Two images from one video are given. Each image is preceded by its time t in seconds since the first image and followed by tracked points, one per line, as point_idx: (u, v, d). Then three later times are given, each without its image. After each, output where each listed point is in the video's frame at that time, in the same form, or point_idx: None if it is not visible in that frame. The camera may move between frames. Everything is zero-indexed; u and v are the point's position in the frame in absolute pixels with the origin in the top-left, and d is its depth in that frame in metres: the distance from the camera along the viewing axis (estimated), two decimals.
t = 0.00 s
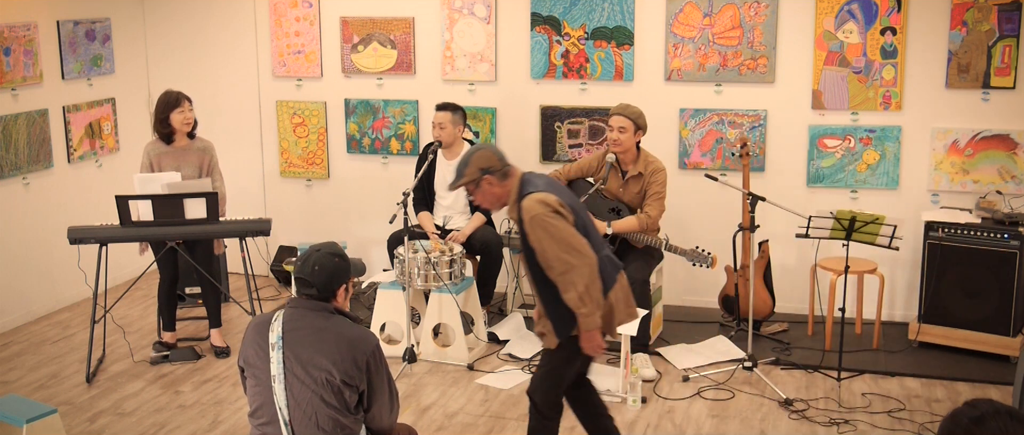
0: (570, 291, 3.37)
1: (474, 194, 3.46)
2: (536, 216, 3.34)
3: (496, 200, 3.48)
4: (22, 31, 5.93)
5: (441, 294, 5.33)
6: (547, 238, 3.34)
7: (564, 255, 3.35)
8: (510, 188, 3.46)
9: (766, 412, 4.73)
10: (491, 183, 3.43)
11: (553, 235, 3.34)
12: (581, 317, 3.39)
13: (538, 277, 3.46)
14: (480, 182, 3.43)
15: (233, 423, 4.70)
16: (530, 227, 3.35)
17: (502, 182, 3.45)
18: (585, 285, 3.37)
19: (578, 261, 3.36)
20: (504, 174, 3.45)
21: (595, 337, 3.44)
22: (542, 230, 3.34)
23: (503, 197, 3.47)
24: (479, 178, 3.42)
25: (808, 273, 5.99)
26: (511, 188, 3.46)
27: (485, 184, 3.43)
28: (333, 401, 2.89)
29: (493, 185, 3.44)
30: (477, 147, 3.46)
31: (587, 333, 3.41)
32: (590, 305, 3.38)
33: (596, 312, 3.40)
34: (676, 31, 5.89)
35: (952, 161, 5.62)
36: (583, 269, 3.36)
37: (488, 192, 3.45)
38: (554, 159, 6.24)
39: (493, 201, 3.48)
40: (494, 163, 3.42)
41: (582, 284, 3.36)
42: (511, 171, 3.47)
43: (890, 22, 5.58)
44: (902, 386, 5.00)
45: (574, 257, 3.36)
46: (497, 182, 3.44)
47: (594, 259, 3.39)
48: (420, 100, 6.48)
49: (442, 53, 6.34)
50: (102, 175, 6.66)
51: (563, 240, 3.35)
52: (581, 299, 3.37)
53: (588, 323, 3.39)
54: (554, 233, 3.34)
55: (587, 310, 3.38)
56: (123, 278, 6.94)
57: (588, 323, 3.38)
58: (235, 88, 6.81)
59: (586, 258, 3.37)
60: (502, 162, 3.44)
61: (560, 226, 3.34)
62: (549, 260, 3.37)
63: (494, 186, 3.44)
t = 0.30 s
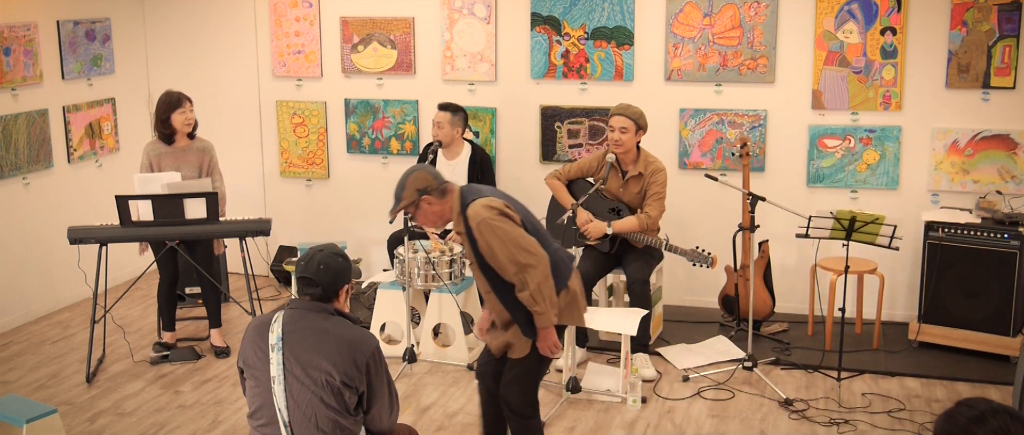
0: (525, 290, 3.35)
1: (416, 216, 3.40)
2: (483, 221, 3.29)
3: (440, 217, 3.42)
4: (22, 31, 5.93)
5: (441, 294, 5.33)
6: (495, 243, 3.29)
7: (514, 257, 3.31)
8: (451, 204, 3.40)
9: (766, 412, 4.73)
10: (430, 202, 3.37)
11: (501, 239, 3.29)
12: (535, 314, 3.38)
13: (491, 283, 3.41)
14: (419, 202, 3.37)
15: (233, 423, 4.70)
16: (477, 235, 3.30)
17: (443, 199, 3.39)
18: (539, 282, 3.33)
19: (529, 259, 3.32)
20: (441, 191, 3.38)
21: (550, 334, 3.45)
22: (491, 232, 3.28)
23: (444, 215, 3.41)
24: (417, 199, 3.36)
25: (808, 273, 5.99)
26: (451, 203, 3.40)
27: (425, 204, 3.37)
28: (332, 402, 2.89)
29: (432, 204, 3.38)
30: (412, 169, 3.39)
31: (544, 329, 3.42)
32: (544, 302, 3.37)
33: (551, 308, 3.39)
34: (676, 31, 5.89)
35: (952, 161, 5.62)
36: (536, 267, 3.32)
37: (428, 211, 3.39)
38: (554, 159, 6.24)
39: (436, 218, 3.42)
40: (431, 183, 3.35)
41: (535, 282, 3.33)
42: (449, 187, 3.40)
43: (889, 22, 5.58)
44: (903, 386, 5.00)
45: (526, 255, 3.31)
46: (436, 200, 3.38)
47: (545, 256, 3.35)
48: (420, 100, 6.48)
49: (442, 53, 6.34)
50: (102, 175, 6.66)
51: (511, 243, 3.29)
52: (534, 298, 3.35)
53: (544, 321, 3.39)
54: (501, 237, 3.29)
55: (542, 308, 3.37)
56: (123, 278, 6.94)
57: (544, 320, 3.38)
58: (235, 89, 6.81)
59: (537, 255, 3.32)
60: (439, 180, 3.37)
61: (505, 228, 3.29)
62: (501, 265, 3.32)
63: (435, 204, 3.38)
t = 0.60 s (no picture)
0: (494, 289, 3.34)
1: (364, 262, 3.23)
2: (434, 240, 3.27)
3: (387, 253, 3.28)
4: (22, 31, 5.93)
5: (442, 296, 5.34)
6: (452, 257, 3.28)
7: (472, 260, 3.30)
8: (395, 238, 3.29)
9: (766, 412, 4.72)
10: (376, 242, 3.22)
11: (457, 251, 3.28)
12: (511, 306, 3.37)
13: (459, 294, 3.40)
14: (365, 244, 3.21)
15: (233, 423, 4.70)
16: (431, 254, 3.28)
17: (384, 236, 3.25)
18: (505, 274, 3.33)
19: (488, 259, 3.32)
20: (380, 229, 3.23)
21: (533, 322, 3.44)
22: (446, 248, 3.27)
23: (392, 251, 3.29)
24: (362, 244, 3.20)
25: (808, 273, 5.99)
26: (395, 238, 3.28)
27: (372, 244, 3.22)
28: (332, 403, 2.89)
29: (377, 243, 3.23)
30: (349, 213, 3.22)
31: (526, 319, 3.42)
32: (516, 293, 3.36)
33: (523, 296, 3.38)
34: (676, 31, 5.89)
35: (952, 161, 5.62)
36: (498, 264, 3.32)
37: (376, 253, 3.24)
38: (554, 159, 6.24)
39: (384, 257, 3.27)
40: (372, 223, 3.20)
41: (501, 277, 3.32)
42: (387, 223, 3.27)
43: (889, 22, 5.58)
44: (903, 386, 5.00)
45: (485, 256, 3.31)
46: (380, 238, 3.24)
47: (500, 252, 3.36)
48: (420, 100, 6.48)
49: (442, 53, 6.34)
50: (102, 175, 6.66)
51: (467, 250, 3.29)
52: (504, 292, 3.34)
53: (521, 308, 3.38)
54: (456, 249, 3.28)
55: (515, 298, 3.35)
56: (123, 278, 6.94)
57: (521, 307, 3.37)
58: (235, 89, 6.81)
59: (496, 253, 3.32)
60: (377, 219, 3.23)
61: (457, 239, 3.28)
62: (464, 275, 3.31)
63: (380, 243, 3.24)
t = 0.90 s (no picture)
0: (478, 287, 3.44)
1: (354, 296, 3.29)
2: (411, 260, 3.34)
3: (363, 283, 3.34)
4: (22, 31, 5.93)
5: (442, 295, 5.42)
6: (432, 270, 3.36)
7: (450, 267, 3.38)
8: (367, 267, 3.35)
9: (766, 412, 4.73)
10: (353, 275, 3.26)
11: (433, 262, 3.36)
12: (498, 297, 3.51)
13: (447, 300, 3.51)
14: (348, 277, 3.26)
15: (233, 423, 4.70)
16: (410, 272, 3.35)
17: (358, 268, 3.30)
18: (487, 270, 3.44)
19: (464, 260, 3.40)
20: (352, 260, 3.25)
21: (524, 306, 3.62)
22: (424, 263, 3.35)
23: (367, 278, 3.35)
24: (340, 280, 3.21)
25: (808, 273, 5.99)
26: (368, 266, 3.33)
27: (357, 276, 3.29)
28: (332, 403, 2.89)
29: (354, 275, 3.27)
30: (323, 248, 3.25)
31: (514, 305, 3.57)
32: (499, 284, 3.49)
33: (506, 285, 3.52)
34: (676, 31, 5.89)
35: (953, 161, 5.62)
36: (475, 262, 3.42)
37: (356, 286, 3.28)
38: (554, 159, 6.24)
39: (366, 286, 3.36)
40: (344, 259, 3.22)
41: (483, 274, 3.43)
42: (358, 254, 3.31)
43: (889, 22, 5.58)
44: (903, 386, 5.00)
45: (463, 260, 3.40)
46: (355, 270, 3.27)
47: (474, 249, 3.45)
48: (420, 100, 6.47)
49: (442, 53, 6.34)
50: (102, 175, 6.66)
51: (442, 258, 3.37)
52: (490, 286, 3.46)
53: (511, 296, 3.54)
54: (433, 261, 3.36)
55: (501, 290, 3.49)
56: (123, 278, 6.94)
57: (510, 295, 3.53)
58: (235, 89, 6.81)
59: (471, 253, 3.41)
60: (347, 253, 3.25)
61: (428, 250, 3.35)
62: (447, 283, 3.40)
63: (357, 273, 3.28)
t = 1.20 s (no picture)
0: (478, 292, 3.44)
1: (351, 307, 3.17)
2: (410, 269, 3.34)
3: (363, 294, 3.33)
4: (22, 31, 5.93)
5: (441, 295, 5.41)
6: (433, 279, 3.36)
7: (451, 274, 3.38)
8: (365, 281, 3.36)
9: (766, 412, 4.73)
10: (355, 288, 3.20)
11: (434, 271, 3.36)
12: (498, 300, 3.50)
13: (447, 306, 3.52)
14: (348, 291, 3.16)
15: (233, 423, 4.70)
16: (412, 282, 3.36)
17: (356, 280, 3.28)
18: (487, 275, 3.44)
19: (464, 267, 3.39)
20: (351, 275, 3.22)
21: (522, 307, 3.62)
22: (424, 272, 3.35)
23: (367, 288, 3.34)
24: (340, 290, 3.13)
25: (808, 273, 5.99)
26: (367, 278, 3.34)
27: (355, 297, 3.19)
28: (332, 403, 2.89)
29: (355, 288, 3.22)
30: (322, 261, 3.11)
31: (513, 307, 3.58)
32: (499, 288, 3.48)
33: (505, 288, 3.51)
34: (676, 31, 5.89)
35: (953, 161, 5.62)
36: (475, 267, 3.41)
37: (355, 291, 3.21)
38: (554, 159, 6.24)
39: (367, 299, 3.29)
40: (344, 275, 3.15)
41: (483, 280, 3.43)
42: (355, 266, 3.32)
43: (889, 22, 5.58)
44: (903, 386, 5.00)
45: (462, 266, 3.40)
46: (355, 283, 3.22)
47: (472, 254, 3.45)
48: (420, 100, 6.48)
49: (442, 53, 6.34)
50: (103, 175, 6.67)
51: (443, 266, 3.37)
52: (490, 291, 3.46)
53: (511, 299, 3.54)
54: (433, 270, 3.36)
55: (501, 294, 3.48)
56: (123, 278, 6.94)
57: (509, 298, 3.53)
58: (235, 89, 6.81)
59: (470, 258, 3.40)
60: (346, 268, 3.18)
61: (429, 259, 3.36)
62: (448, 291, 3.40)
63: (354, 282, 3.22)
